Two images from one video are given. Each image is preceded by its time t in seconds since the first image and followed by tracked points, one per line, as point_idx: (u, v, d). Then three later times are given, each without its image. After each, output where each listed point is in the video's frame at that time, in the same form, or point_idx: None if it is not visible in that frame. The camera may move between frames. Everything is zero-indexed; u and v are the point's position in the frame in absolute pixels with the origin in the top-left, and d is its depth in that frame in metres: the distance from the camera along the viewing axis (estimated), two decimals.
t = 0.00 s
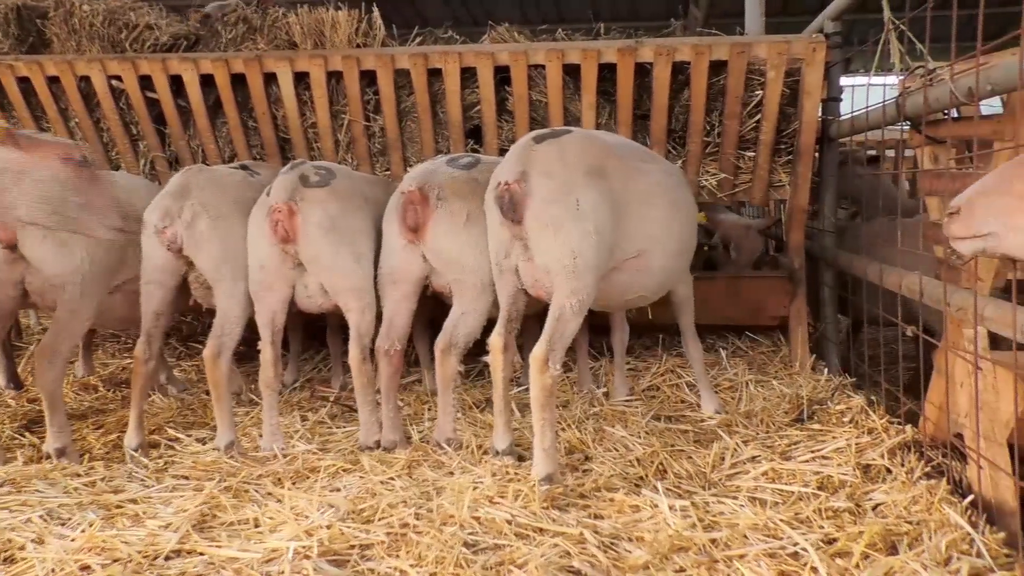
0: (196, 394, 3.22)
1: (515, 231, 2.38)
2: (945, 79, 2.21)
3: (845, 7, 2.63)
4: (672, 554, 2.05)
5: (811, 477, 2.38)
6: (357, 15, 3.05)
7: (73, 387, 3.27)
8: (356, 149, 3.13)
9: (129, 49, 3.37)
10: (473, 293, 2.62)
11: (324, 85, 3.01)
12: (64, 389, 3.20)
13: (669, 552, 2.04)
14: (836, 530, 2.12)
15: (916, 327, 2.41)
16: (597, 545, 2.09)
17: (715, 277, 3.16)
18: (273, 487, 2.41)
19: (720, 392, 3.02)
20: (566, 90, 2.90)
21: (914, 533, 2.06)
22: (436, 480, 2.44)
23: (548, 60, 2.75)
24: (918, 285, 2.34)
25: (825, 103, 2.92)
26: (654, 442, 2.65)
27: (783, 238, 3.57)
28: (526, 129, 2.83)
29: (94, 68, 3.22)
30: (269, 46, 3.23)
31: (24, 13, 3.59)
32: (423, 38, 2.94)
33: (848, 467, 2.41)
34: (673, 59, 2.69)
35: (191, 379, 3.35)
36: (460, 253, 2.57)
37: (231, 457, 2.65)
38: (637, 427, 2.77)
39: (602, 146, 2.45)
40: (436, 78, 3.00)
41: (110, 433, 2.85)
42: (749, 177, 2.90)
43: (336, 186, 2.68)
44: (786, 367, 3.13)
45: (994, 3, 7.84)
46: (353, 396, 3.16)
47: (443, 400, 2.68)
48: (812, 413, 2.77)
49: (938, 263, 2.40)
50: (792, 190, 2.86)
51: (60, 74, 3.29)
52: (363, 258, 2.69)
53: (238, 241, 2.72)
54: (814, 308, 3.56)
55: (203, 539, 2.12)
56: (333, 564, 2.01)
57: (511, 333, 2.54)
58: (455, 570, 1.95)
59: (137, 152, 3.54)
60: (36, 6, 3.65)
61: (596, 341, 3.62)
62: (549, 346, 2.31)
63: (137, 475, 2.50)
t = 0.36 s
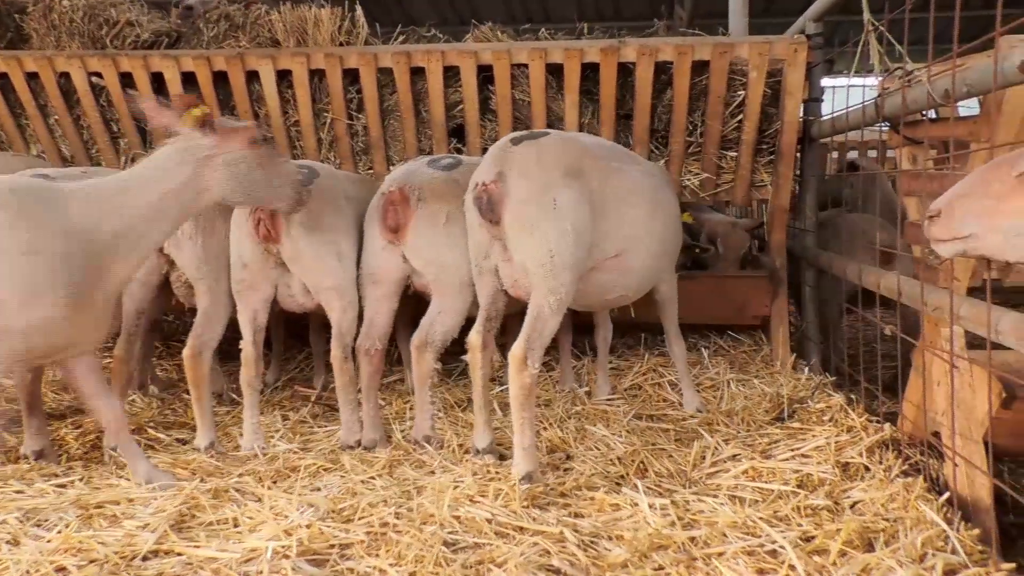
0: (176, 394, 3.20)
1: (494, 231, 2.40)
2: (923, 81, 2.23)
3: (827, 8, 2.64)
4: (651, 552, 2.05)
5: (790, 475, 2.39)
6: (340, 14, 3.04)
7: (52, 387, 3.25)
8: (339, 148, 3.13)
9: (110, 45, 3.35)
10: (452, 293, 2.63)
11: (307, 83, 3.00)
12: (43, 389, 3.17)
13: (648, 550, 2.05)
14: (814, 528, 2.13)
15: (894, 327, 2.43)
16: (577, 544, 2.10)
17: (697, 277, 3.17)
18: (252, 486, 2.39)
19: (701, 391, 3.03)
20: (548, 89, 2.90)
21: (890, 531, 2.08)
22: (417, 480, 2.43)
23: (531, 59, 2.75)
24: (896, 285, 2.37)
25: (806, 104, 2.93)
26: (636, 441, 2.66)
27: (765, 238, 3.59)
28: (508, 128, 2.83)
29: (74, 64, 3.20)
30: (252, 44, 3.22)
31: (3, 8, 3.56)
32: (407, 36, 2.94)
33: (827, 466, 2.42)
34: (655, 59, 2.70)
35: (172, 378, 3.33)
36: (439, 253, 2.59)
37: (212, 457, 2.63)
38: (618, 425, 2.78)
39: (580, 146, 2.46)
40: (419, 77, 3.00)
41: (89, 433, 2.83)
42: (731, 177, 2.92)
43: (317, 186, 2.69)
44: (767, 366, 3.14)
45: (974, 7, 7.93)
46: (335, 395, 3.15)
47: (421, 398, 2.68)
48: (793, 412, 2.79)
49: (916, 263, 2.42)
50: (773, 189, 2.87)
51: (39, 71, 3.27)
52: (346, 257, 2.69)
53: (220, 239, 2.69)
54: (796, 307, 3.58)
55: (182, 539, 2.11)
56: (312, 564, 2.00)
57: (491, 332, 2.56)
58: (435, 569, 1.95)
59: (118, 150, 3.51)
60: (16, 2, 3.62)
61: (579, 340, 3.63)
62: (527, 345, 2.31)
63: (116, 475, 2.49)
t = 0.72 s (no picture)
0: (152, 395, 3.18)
1: (475, 230, 2.41)
2: (895, 82, 2.25)
3: (802, 9, 2.66)
4: (626, 551, 2.07)
5: (766, 473, 2.41)
6: (318, 13, 3.03)
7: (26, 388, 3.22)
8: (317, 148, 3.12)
9: (84, 43, 3.32)
10: (435, 293, 2.63)
11: (284, 82, 2.98)
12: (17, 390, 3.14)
13: (623, 549, 2.06)
14: (788, 525, 2.15)
15: (868, 327, 2.46)
16: (553, 543, 2.11)
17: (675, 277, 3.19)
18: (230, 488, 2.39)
19: (679, 390, 3.04)
20: (526, 90, 2.91)
21: (861, 527, 2.11)
22: (394, 480, 2.43)
23: (509, 59, 2.75)
24: (869, 285, 2.40)
25: (782, 104, 2.95)
26: (613, 440, 2.67)
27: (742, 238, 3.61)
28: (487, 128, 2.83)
29: (47, 63, 3.17)
30: (229, 43, 3.21)
31: None
32: (384, 36, 2.94)
33: (802, 463, 2.44)
34: (633, 59, 2.70)
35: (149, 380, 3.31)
36: (424, 254, 2.60)
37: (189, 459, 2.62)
38: (596, 425, 2.79)
39: (560, 145, 2.47)
40: (396, 77, 3.00)
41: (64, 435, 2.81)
42: (709, 177, 2.93)
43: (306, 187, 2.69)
44: (744, 365, 3.17)
45: (949, 9, 8.03)
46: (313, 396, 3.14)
47: (399, 398, 2.69)
48: (769, 411, 2.81)
49: (888, 263, 2.46)
50: (750, 190, 2.89)
51: (12, 69, 3.23)
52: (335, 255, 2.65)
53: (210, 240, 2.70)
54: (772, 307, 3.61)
55: (155, 542, 2.09)
56: (287, 565, 2.00)
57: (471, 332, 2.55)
58: (410, 569, 1.95)
59: (93, 149, 3.48)
60: None
61: (557, 340, 3.63)
62: (508, 344, 2.31)
63: (90, 477, 2.47)
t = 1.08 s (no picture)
0: (129, 396, 3.15)
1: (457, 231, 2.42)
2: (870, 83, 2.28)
3: (780, 9, 2.67)
4: (606, 550, 2.07)
5: (744, 470, 2.43)
6: (295, 12, 3.02)
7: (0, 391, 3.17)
8: (296, 148, 3.10)
9: (58, 42, 3.28)
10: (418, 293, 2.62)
11: (262, 82, 2.96)
12: None
13: (602, 547, 2.07)
14: (766, 522, 2.16)
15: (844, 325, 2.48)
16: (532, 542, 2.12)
17: (654, 276, 3.21)
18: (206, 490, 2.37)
19: (660, 389, 3.06)
20: (506, 89, 2.91)
21: (837, 523, 2.13)
22: (374, 481, 2.42)
23: (488, 59, 2.75)
24: (845, 284, 2.43)
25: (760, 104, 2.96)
26: (593, 439, 2.67)
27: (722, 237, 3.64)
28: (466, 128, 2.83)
29: (20, 61, 3.13)
30: (206, 42, 3.18)
31: None
32: (363, 35, 2.93)
33: (780, 461, 2.46)
34: (612, 59, 2.71)
35: (127, 382, 3.28)
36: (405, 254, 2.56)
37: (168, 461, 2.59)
38: (576, 424, 2.79)
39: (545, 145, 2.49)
40: (376, 76, 2.99)
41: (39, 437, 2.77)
42: (688, 177, 2.95)
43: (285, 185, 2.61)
44: (724, 364, 3.19)
45: (924, 10, 8.14)
46: (293, 397, 3.13)
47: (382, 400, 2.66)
48: (748, 409, 2.83)
49: (865, 261, 2.48)
50: (729, 189, 2.91)
51: None
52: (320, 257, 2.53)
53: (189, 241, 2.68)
54: (750, 306, 3.64)
55: (131, 545, 2.07)
56: (264, 567, 1.99)
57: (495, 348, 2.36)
58: (389, 569, 1.95)
59: (68, 148, 3.44)
60: None
61: (537, 339, 3.64)
62: (486, 345, 2.35)
63: (66, 479, 2.44)
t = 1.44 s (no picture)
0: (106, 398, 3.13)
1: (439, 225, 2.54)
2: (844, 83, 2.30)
3: (757, 10, 2.69)
4: (583, 548, 2.08)
5: (722, 469, 2.44)
6: (274, 11, 3.01)
7: None
8: (275, 147, 3.09)
9: (33, 40, 3.25)
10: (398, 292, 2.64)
11: (241, 81, 2.95)
12: None
13: (579, 546, 2.08)
14: (742, 520, 2.18)
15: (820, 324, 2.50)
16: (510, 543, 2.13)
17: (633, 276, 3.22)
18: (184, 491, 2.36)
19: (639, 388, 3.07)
20: (485, 89, 2.91)
21: (812, 521, 2.14)
22: (353, 482, 2.42)
23: (467, 59, 2.75)
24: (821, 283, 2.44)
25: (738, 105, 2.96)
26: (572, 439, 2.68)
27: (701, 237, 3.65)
28: (446, 128, 2.82)
29: None
30: (184, 40, 3.17)
31: None
32: (343, 34, 2.92)
33: (757, 459, 2.47)
34: (591, 59, 2.72)
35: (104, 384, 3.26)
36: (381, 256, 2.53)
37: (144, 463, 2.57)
38: (556, 423, 2.80)
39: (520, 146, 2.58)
40: (355, 76, 2.98)
41: (14, 439, 2.75)
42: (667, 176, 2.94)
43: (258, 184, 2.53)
44: (703, 363, 3.20)
45: (902, 11, 8.23)
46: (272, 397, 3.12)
47: (361, 403, 2.64)
48: (726, 408, 2.85)
49: (841, 261, 2.50)
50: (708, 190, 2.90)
51: None
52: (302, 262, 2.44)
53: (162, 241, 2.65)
54: (730, 305, 3.66)
55: (105, 547, 2.05)
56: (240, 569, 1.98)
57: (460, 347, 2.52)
58: (366, 570, 1.95)
59: (44, 148, 3.41)
60: None
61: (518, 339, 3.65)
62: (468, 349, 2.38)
63: (40, 482, 2.42)
